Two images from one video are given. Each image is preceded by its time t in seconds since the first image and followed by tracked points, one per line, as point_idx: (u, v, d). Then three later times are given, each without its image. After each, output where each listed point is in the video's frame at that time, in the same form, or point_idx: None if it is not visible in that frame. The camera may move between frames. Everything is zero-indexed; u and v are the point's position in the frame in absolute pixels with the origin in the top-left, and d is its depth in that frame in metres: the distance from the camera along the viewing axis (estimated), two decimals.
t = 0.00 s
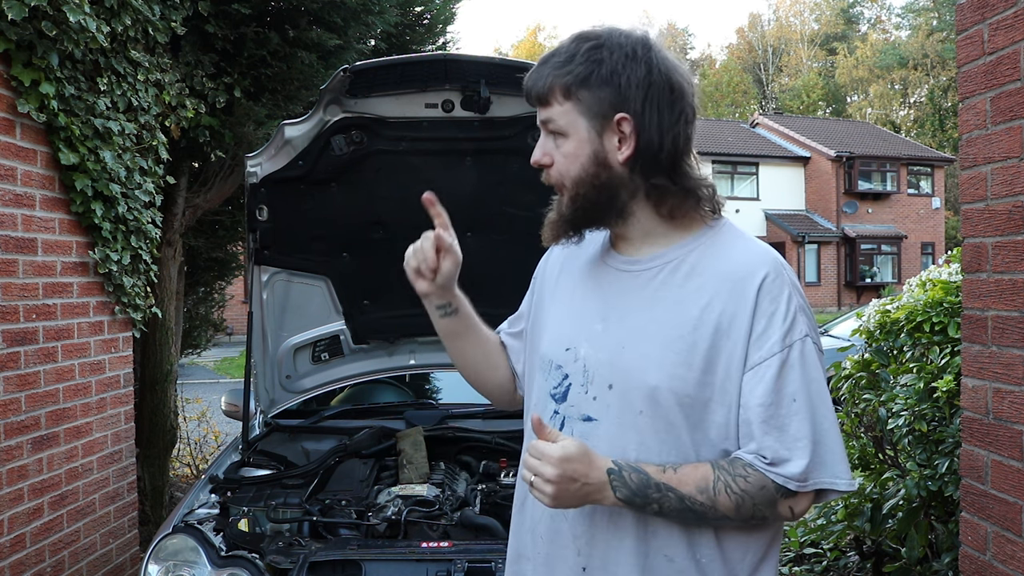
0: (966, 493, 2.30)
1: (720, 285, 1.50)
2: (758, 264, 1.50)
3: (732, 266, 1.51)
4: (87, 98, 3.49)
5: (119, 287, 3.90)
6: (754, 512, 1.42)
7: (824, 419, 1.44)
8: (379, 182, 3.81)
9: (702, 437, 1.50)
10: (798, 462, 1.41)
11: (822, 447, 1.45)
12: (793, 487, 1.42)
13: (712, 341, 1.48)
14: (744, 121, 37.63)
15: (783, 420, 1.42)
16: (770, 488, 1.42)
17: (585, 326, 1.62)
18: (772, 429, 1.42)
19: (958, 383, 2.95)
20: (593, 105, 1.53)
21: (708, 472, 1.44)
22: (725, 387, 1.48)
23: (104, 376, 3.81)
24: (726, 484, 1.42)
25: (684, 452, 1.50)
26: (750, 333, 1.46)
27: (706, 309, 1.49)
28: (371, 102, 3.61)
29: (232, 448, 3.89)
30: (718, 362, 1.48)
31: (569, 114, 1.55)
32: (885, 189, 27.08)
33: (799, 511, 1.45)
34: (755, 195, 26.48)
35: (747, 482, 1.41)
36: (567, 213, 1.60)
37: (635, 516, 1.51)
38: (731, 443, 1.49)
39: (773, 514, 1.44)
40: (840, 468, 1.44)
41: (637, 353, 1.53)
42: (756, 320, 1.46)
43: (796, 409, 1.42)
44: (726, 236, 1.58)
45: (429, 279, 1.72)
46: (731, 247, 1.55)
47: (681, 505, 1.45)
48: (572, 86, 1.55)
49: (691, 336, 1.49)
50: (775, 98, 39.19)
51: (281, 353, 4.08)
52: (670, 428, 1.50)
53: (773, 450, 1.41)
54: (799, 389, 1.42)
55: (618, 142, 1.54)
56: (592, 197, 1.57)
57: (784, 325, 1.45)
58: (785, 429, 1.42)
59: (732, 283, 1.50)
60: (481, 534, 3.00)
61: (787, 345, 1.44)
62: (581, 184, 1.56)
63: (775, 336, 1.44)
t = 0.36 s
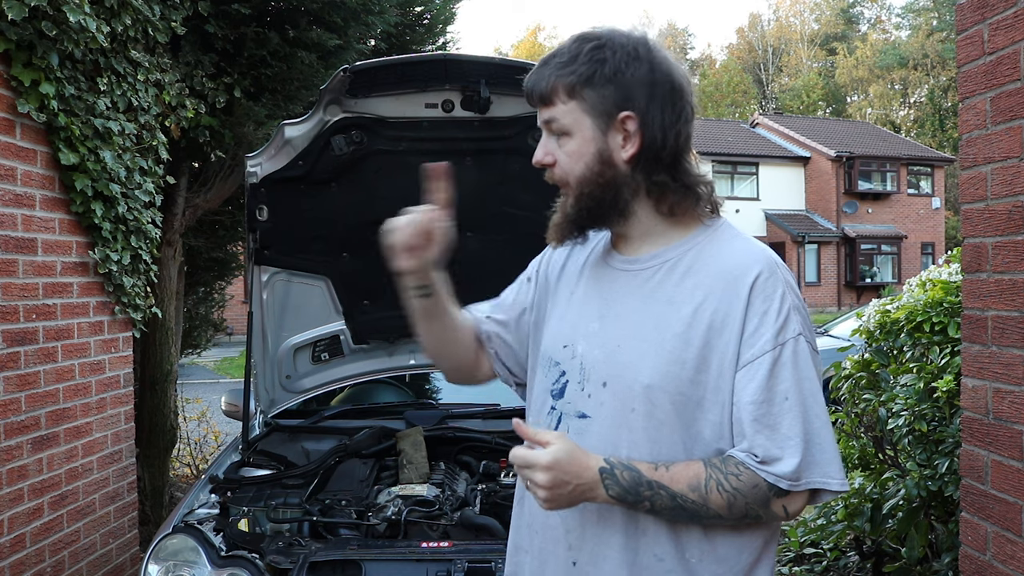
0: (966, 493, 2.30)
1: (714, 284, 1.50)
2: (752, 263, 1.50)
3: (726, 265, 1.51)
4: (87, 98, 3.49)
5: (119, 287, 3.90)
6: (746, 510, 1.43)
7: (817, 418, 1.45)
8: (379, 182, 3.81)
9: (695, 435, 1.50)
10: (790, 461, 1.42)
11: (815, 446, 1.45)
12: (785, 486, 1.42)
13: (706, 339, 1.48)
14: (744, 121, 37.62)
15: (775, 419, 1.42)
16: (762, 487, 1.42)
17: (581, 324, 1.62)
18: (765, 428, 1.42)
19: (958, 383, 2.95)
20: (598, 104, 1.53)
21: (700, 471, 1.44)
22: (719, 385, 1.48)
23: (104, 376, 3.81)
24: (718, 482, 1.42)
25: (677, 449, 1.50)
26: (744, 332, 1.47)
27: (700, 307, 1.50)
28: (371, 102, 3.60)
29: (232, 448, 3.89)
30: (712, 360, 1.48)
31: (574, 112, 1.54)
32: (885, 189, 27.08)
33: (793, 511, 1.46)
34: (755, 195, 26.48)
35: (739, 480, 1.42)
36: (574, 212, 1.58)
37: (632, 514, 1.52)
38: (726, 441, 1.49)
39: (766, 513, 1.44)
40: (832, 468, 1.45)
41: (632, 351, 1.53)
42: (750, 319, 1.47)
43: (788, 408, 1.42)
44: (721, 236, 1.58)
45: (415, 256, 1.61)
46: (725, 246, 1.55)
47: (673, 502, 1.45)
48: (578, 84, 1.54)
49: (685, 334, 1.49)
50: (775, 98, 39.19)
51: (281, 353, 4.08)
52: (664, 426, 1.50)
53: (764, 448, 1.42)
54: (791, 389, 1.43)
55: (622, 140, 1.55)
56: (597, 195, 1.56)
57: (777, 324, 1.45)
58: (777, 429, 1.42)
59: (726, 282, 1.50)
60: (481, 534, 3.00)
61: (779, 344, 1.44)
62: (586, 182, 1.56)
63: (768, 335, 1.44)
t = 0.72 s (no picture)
0: (966, 493, 2.30)
1: (725, 278, 1.52)
2: (761, 258, 1.52)
3: (736, 260, 1.53)
4: (87, 98, 3.49)
5: (119, 287, 3.90)
6: (764, 499, 1.43)
7: (829, 408, 1.45)
8: (379, 182, 3.81)
9: (707, 427, 1.50)
10: (806, 449, 1.42)
11: (829, 436, 1.45)
12: (801, 474, 1.42)
13: (718, 332, 1.49)
14: (744, 121, 37.62)
15: (790, 408, 1.43)
16: (780, 475, 1.42)
17: (588, 321, 1.62)
18: (780, 418, 1.42)
19: (958, 383, 2.94)
20: (668, 88, 1.56)
21: (720, 461, 1.45)
22: (731, 378, 1.48)
23: (105, 376, 3.81)
24: (738, 471, 1.43)
25: (690, 442, 1.50)
26: (756, 324, 1.48)
27: (712, 301, 1.51)
28: (371, 102, 3.59)
29: (232, 448, 3.89)
30: (724, 353, 1.49)
31: (651, 93, 1.54)
32: (885, 189, 27.08)
33: (807, 498, 1.46)
34: (755, 195, 26.47)
35: (758, 469, 1.42)
36: (643, 192, 1.54)
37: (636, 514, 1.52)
38: (739, 433, 1.49)
39: (782, 502, 1.44)
40: (843, 454, 1.45)
41: (644, 345, 1.53)
42: (762, 311, 1.48)
43: (802, 398, 1.43)
44: (726, 233, 1.60)
45: (318, 220, 1.65)
46: (733, 243, 1.58)
47: (694, 494, 1.45)
48: (651, 66, 1.56)
49: (698, 328, 1.50)
50: (775, 98, 39.19)
51: (281, 353, 4.09)
52: (675, 420, 1.50)
53: (781, 437, 1.42)
54: (805, 379, 1.44)
55: (678, 127, 1.60)
56: (658, 177, 1.55)
57: (789, 316, 1.46)
58: (792, 419, 1.43)
59: (737, 277, 1.51)
60: (482, 534, 3.00)
61: (791, 335, 1.45)
62: (658, 163, 1.55)
63: (781, 327, 1.46)
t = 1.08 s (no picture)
0: (966, 493, 2.30)
1: (722, 272, 1.52)
2: (758, 251, 1.52)
3: (733, 253, 1.54)
4: (87, 98, 3.49)
5: (119, 287, 3.90)
6: (764, 490, 1.43)
7: (828, 399, 1.45)
8: (379, 182, 3.81)
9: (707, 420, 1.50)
10: (805, 440, 1.42)
11: (828, 426, 1.45)
12: (801, 465, 1.42)
13: (716, 325, 1.49)
14: (744, 121, 37.62)
15: (789, 399, 1.43)
16: (780, 466, 1.42)
17: (587, 316, 1.62)
18: (779, 408, 1.42)
19: (958, 383, 2.94)
20: (669, 89, 1.57)
21: (719, 452, 1.45)
22: (729, 370, 1.48)
23: (104, 376, 3.81)
24: (738, 463, 1.43)
25: (688, 435, 1.50)
26: (754, 316, 1.48)
27: (710, 294, 1.51)
28: (371, 102, 3.59)
29: (232, 448, 3.89)
30: (723, 346, 1.49)
31: (654, 94, 1.55)
32: (885, 189, 27.08)
33: (807, 489, 1.45)
34: (755, 195, 26.47)
35: (757, 460, 1.42)
36: (647, 190, 1.54)
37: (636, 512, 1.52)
38: (739, 426, 1.49)
39: (782, 493, 1.44)
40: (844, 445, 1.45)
41: (643, 339, 1.53)
42: (759, 303, 1.48)
43: (801, 388, 1.43)
44: (723, 226, 1.61)
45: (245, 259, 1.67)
46: (730, 236, 1.58)
47: (695, 485, 1.45)
48: (653, 68, 1.56)
49: (696, 321, 1.50)
50: (775, 98, 39.19)
51: (281, 353, 4.09)
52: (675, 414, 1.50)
53: (779, 427, 1.42)
54: (803, 369, 1.44)
55: (677, 128, 1.61)
56: (663, 177, 1.56)
57: (786, 307, 1.46)
58: (791, 409, 1.42)
59: (735, 270, 1.52)
60: (482, 534, 3.00)
61: (789, 326, 1.45)
62: (662, 163, 1.56)
63: (778, 318, 1.46)
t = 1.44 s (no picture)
0: (966, 493, 2.30)
1: (716, 270, 1.52)
2: (751, 248, 1.52)
3: (727, 251, 1.54)
4: (87, 98, 3.49)
5: (119, 287, 3.90)
6: (764, 491, 1.43)
7: (825, 395, 1.45)
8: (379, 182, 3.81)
9: (705, 420, 1.50)
10: (803, 436, 1.41)
11: (827, 422, 1.44)
12: (800, 462, 1.41)
13: (711, 324, 1.49)
14: (744, 121, 37.62)
15: (785, 396, 1.42)
16: (778, 466, 1.42)
17: (584, 318, 1.62)
18: (776, 405, 1.42)
19: (958, 383, 2.94)
20: (667, 90, 1.57)
21: (716, 454, 1.45)
22: (725, 369, 1.48)
23: (104, 376, 3.81)
24: (735, 464, 1.43)
25: (687, 435, 1.49)
26: (749, 313, 1.47)
27: (704, 293, 1.51)
28: (371, 102, 3.58)
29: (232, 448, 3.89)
30: (719, 345, 1.49)
31: (652, 95, 1.55)
32: (885, 189, 27.08)
33: (808, 487, 1.44)
34: (755, 195, 26.47)
35: (756, 460, 1.42)
36: (641, 191, 1.54)
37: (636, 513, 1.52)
38: (737, 425, 1.49)
39: (782, 492, 1.44)
40: (843, 441, 1.44)
41: (639, 340, 1.53)
42: (754, 300, 1.48)
43: (797, 385, 1.42)
44: (718, 224, 1.61)
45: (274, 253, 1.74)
46: (724, 234, 1.58)
47: (693, 489, 1.45)
48: (652, 68, 1.56)
49: (691, 320, 1.50)
50: (775, 98, 39.19)
51: (281, 353, 4.09)
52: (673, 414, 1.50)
53: (777, 425, 1.42)
54: (799, 365, 1.43)
55: (673, 130, 1.61)
56: (658, 178, 1.56)
57: (781, 303, 1.46)
58: (788, 406, 1.42)
59: (729, 268, 1.52)
60: (481, 534, 3.00)
61: (784, 322, 1.45)
62: (657, 163, 1.56)
63: (773, 314, 1.45)
